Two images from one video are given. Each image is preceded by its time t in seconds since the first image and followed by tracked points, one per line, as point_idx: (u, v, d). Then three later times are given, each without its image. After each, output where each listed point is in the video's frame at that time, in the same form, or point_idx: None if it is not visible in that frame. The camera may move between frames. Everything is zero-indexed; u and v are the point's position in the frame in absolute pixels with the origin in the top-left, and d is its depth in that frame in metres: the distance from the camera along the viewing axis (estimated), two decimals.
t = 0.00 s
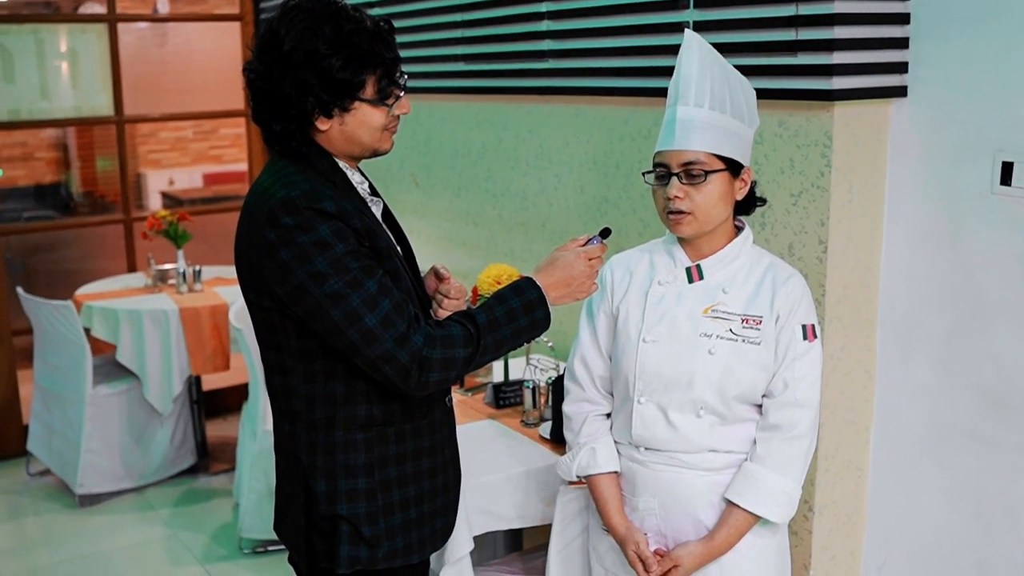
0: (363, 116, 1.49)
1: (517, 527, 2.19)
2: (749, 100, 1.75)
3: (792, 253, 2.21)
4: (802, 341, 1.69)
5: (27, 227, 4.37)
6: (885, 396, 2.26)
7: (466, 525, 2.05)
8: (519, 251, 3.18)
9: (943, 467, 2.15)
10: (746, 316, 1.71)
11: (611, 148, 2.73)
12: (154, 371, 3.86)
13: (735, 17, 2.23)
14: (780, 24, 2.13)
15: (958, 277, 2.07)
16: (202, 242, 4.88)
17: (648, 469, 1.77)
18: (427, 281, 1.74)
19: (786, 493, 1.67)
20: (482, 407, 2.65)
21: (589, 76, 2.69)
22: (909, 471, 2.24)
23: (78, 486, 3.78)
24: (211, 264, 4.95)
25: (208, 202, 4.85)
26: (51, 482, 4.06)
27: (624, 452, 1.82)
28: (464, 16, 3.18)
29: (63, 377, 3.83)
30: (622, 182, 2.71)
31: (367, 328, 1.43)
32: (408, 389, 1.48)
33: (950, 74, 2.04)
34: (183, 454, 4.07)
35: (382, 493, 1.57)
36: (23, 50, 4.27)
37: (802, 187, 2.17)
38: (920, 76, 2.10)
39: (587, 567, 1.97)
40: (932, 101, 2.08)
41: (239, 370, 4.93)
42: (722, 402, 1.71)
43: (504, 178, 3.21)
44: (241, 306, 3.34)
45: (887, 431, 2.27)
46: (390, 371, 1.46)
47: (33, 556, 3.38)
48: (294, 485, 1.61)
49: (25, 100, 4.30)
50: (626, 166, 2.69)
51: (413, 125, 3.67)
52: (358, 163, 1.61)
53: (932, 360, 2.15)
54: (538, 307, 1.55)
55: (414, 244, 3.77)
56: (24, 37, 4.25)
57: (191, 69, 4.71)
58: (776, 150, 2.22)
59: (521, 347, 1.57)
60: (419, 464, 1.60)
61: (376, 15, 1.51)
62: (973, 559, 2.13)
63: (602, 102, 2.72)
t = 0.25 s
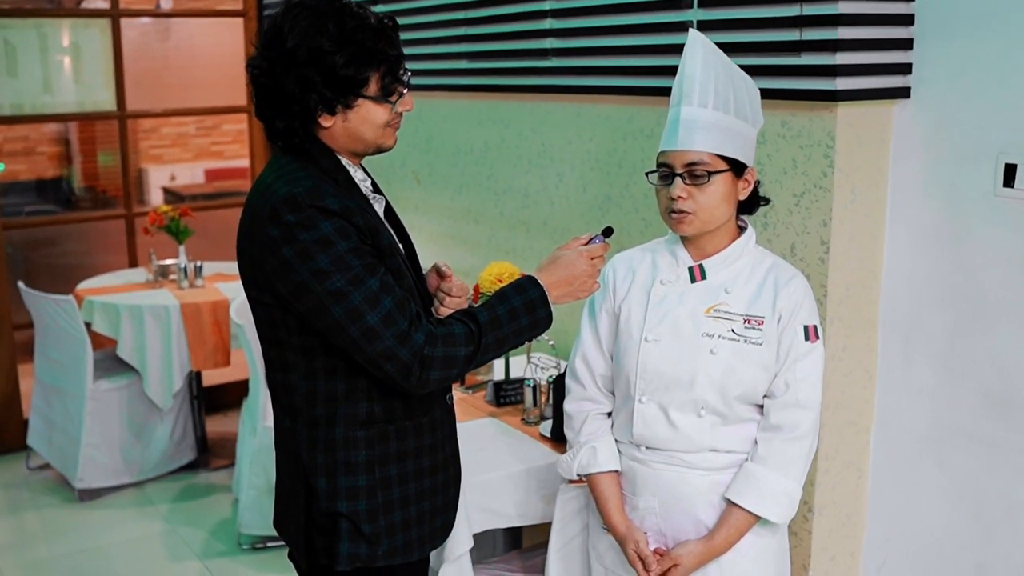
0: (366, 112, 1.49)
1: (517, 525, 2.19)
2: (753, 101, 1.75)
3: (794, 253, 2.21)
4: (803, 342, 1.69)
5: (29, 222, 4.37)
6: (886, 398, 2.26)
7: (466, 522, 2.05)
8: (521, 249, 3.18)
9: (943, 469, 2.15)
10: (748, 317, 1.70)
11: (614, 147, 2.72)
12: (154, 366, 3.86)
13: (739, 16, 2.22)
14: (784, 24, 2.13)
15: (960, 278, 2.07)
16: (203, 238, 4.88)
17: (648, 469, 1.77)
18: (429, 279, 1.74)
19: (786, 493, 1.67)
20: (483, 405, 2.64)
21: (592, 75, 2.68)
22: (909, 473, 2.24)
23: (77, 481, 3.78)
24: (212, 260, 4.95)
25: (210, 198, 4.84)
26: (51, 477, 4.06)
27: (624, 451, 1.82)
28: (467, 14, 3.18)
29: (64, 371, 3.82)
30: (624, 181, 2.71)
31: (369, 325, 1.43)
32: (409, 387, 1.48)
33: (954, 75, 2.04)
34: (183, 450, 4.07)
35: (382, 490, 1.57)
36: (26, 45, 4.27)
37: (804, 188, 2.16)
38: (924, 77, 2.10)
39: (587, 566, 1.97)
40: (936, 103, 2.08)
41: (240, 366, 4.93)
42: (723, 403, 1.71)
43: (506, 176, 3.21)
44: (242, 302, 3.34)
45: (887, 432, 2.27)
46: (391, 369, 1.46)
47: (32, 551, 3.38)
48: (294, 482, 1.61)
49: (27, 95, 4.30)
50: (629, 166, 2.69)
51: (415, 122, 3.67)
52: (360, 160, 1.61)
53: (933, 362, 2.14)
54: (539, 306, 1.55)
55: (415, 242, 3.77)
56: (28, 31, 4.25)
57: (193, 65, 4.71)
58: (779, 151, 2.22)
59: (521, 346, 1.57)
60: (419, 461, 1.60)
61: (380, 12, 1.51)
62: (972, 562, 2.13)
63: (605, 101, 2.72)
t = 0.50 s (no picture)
0: (367, 111, 1.50)
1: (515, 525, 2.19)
2: (754, 103, 1.75)
3: (794, 256, 2.21)
4: (804, 345, 1.69)
5: (29, 217, 4.36)
6: (885, 401, 2.26)
7: (464, 522, 2.05)
8: (521, 249, 3.18)
9: (942, 473, 2.15)
10: (748, 319, 1.71)
11: (614, 148, 2.72)
12: (153, 363, 3.86)
13: (741, 19, 2.23)
14: (786, 27, 2.13)
15: (960, 282, 2.07)
16: (203, 235, 4.88)
17: (646, 470, 1.77)
18: (429, 278, 1.74)
19: (786, 495, 1.67)
20: (482, 405, 2.65)
21: (594, 76, 2.69)
22: (907, 476, 2.24)
23: (76, 477, 3.78)
24: (212, 257, 4.95)
25: (210, 195, 4.84)
26: (49, 473, 4.06)
27: (622, 452, 1.82)
28: (469, 14, 3.18)
29: (63, 367, 3.83)
30: (625, 182, 2.71)
31: (368, 325, 1.43)
32: (408, 386, 1.48)
33: (956, 79, 2.04)
34: (181, 447, 4.07)
35: (381, 489, 1.57)
36: (27, 40, 4.26)
37: (805, 191, 2.17)
38: (925, 81, 2.10)
39: (585, 566, 1.97)
40: (937, 107, 2.08)
41: (239, 363, 4.93)
42: (722, 405, 1.71)
43: (507, 176, 3.21)
44: (242, 300, 3.34)
45: (886, 435, 2.27)
46: (390, 369, 1.46)
47: (30, 546, 3.38)
48: (293, 481, 1.61)
49: (28, 90, 4.30)
50: (629, 167, 2.69)
51: (416, 121, 3.67)
52: (361, 159, 1.61)
53: (932, 366, 2.15)
54: (539, 306, 1.55)
55: (416, 240, 3.77)
56: (29, 27, 4.25)
57: (194, 62, 4.71)
58: (780, 153, 2.22)
59: (520, 347, 1.57)
60: (417, 461, 1.60)
61: (381, 11, 1.51)
62: (970, 565, 2.13)
63: (606, 102, 2.72)
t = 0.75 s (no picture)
0: (369, 116, 1.50)
1: (511, 528, 2.20)
2: (753, 112, 1.76)
3: (792, 262, 2.22)
4: (804, 351, 1.70)
5: (29, 217, 4.37)
6: (882, 408, 2.27)
7: (461, 525, 2.06)
8: (520, 253, 3.19)
9: (938, 480, 2.16)
10: (746, 325, 1.72)
11: (614, 153, 2.73)
12: (152, 363, 3.87)
13: (741, 26, 2.24)
14: (786, 35, 2.14)
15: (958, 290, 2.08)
16: (203, 236, 4.89)
17: (644, 474, 1.78)
18: (428, 282, 1.75)
19: (784, 499, 1.68)
20: (480, 408, 2.65)
21: (594, 81, 2.70)
22: (903, 483, 2.25)
23: (73, 477, 3.79)
24: (211, 258, 4.95)
25: (210, 196, 4.85)
26: (47, 472, 4.06)
27: (619, 455, 1.83)
28: (470, 18, 3.19)
29: (62, 367, 3.83)
30: (624, 188, 2.72)
31: (368, 329, 1.44)
32: (407, 390, 1.49)
33: (954, 88, 2.05)
34: (179, 447, 4.08)
35: (379, 492, 1.57)
36: (29, 39, 4.27)
37: (803, 198, 2.17)
38: (923, 90, 2.12)
39: (581, 570, 1.97)
40: (935, 115, 2.09)
41: (237, 365, 4.94)
42: (720, 410, 1.72)
43: (506, 180, 3.22)
44: (241, 301, 3.35)
45: (882, 442, 2.28)
46: (389, 372, 1.46)
47: (27, 546, 3.39)
48: (291, 483, 1.62)
49: (29, 89, 4.31)
50: (629, 172, 2.70)
51: (416, 125, 3.68)
52: (362, 163, 1.62)
53: (930, 373, 2.15)
54: (538, 312, 1.56)
55: (415, 243, 3.78)
56: (30, 26, 4.26)
57: (195, 63, 4.72)
58: (779, 160, 2.23)
59: (519, 351, 1.58)
60: (416, 464, 1.61)
61: (383, 15, 1.52)
62: (965, 572, 2.14)
63: (606, 107, 2.73)
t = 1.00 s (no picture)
0: (371, 121, 1.51)
1: (510, 533, 2.20)
2: (754, 121, 1.77)
3: (791, 270, 2.22)
4: (806, 358, 1.71)
5: (30, 219, 4.38)
6: (881, 416, 2.27)
7: (459, 530, 2.06)
8: (521, 258, 3.20)
9: (936, 488, 2.17)
10: (746, 331, 1.72)
11: (615, 160, 2.74)
12: (152, 367, 3.87)
13: (742, 34, 2.25)
14: (787, 43, 2.15)
15: (957, 298, 2.08)
16: (204, 239, 4.89)
17: (643, 480, 1.78)
18: (429, 288, 1.75)
19: (785, 502, 1.68)
20: (479, 414, 2.66)
21: (595, 88, 2.70)
22: (901, 491, 2.25)
23: (72, 480, 3.79)
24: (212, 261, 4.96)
25: (211, 199, 4.86)
26: (46, 475, 4.06)
27: (617, 460, 1.84)
28: (472, 24, 3.20)
29: (62, 370, 3.83)
30: (625, 194, 2.72)
31: (368, 334, 1.45)
32: (408, 395, 1.49)
33: (954, 97, 2.06)
34: (178, 450, 4.08)
35: (379, 496, 1.58)
36: (31, 42, 4.29)
37: (803, 205, 2.18)
38: (923, 99, 2.12)
39: None
40: (935, 124, 2.10)
41: (237, 368, 4.94)
42: (720, 416, 1.72)
43: (507, 185, 3.22)
44: (242, 305, 3.35)
45: (881, 449, 2.28)
46: (390, 377, 1.47)
47: (25, 548, 3.39)
48: (291, 487, 1.63)
49: (31, 92, 4.32)
50: (630, 178, 2.70)
51: (418, 130, 3.68)
52: (364, 169, 1.63)
53: (929, 381, 2.16)
54: (538, 318, 1.56)
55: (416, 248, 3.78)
56: (33, 29, 4.28)
57: (197, 67, 4.73)
58: (779, 167, 2.23)
59: (519, 357, 1.58)
60: (416, 469, 1.61)
61: (386, 21, 1.52)
62: None
63: (607, 113, 2.74)
